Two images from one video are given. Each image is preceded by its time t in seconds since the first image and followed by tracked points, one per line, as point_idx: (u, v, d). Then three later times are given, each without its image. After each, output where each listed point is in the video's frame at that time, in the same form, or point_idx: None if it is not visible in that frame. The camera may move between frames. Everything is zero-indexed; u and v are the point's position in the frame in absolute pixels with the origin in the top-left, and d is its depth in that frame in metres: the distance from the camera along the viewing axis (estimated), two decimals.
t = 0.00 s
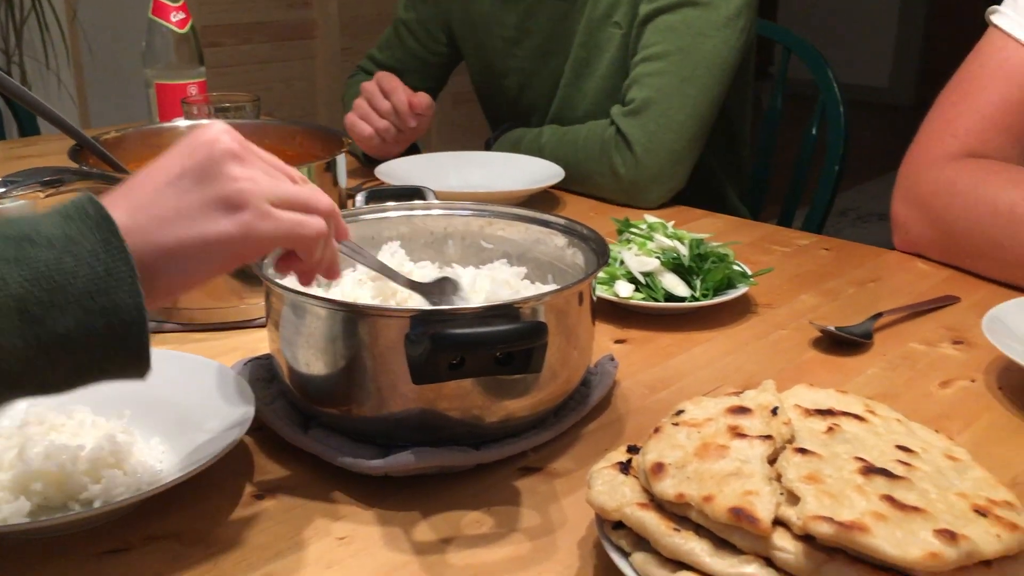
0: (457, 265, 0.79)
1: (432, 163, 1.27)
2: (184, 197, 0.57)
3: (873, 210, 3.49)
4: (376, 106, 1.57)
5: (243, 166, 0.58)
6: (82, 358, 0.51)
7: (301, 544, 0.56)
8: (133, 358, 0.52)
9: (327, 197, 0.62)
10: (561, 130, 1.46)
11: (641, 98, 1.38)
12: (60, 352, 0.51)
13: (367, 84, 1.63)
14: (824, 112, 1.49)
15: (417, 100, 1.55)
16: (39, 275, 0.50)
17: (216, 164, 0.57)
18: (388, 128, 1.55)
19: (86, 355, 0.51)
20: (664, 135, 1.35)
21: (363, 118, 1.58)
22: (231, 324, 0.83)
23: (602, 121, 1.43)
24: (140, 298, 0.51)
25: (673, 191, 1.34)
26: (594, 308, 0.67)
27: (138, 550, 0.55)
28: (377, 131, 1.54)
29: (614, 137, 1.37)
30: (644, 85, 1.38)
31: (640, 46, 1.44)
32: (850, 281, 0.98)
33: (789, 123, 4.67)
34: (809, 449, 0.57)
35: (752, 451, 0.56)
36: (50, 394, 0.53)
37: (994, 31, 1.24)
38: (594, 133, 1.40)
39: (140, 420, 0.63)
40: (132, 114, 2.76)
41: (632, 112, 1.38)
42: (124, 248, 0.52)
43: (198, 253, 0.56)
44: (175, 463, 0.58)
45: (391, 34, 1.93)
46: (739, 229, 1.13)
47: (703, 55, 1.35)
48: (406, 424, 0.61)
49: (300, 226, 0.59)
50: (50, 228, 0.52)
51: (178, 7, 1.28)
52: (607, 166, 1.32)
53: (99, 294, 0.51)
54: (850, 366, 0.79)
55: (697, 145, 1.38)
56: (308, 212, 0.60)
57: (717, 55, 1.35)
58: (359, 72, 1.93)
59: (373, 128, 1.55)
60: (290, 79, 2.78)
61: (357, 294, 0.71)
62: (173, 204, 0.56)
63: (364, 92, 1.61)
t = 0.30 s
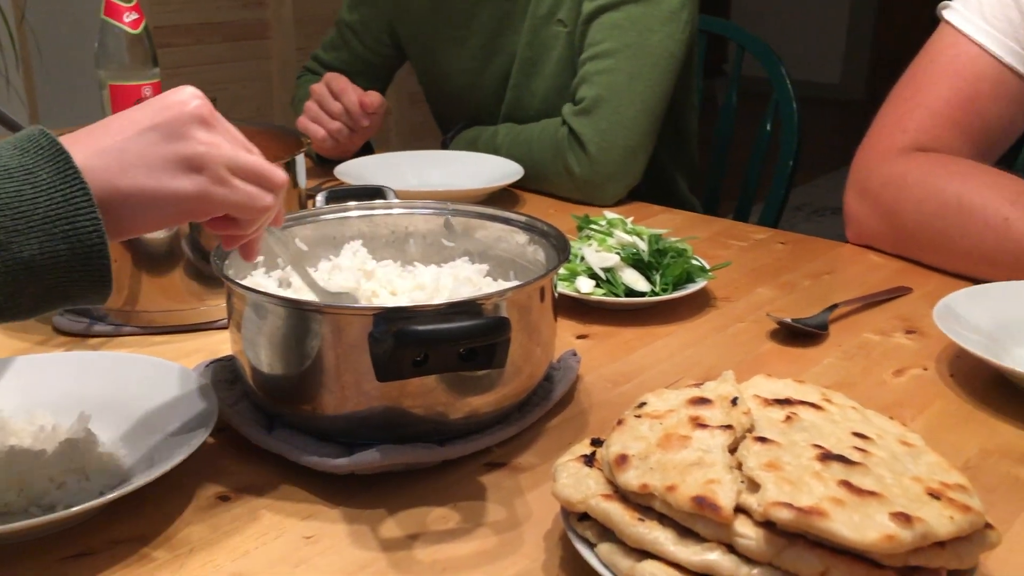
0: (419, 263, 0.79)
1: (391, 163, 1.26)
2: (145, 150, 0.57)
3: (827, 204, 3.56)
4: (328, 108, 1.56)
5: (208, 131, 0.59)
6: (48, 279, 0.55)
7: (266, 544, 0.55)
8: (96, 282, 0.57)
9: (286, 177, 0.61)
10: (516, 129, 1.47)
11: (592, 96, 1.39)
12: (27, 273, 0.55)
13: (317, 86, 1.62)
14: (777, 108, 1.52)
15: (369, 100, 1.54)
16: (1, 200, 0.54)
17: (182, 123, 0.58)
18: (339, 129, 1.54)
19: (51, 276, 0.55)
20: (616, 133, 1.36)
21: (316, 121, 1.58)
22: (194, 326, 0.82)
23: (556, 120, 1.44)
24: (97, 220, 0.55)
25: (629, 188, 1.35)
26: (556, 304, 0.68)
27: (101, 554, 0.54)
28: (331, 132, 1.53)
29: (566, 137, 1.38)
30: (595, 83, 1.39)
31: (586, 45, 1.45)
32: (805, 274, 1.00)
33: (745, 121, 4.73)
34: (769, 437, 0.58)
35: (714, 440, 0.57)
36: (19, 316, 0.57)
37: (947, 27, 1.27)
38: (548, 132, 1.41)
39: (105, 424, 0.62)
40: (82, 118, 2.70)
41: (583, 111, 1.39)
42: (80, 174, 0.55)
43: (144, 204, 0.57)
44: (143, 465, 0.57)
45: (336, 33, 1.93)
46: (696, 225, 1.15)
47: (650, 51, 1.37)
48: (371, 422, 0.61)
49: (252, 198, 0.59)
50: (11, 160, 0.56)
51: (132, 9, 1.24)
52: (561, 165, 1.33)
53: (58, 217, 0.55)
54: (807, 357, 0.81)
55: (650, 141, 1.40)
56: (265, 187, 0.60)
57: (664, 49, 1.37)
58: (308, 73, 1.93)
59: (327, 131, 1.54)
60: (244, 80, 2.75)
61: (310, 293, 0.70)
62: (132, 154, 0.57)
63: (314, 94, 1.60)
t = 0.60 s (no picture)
0: (376, 263, 0.79)
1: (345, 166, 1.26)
2: (110, 210, 0.54)
3: (776, 201, 3.64)
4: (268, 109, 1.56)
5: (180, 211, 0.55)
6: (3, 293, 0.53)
7: (228, 545, 0.55)
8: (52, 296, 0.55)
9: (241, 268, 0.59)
10: (469, 130, 1.48)
11: (541, 97, 1.40)
12: None
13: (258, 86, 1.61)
14: (726, 106, 1.55)
15: (308, 101, 1.53)
16: None
17: (157, 202, 0.54)
18: (279, 130, 1.54)
19: (8, 289, 0.53)
20: (566, 132, 1.37)
21: (256, 122, 1.57)
22: (150, 332, 0.82)
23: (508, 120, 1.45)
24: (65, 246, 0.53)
25: (583, 186, 1.37)
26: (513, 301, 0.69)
27: (61, 560, 0.53)
28: (272, 134, 1.53)
29: (518, 138, 1.39)
30: (545, 84, 1.40)
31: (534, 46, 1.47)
32: (756, 267, 1.02)
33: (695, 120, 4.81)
34: (723, 424, 0.60)
35: (670, 429, 0.58)
36: None
37: (885, 26, 1.31)
38: (501, 132, 1.42)
39: (60, 425, 0.61)
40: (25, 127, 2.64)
41: (533, 112, 1.40)
42: (51, 199, 0.52)
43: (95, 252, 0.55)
44: (98, 467, 0.57)
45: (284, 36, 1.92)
46: (650, 222, 1.17)
47: (598, 52, 1.39)
48: (331, 421, 0.61)
49: (197, 281, 0.58)
50: None
51: (78, 12, 1.24)
52: (515, 165, 1.34)
53: (24, 233, 0.52)
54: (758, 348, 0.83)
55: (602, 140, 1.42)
56: (217, 274, 0.58)
57: (612, 48, 1.40)
58: (254, 77, 1.91)
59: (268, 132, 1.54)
60: (195, 85, 2.71)
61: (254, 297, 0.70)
62: (96, 206, 0.54)
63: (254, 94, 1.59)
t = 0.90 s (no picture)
0: (329, 264, 0.80)
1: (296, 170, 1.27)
2: (60, 197, 0.53)
3: (723, 199, 3.71)
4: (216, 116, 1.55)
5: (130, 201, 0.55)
6: None
7: (187, 545, 0.56)
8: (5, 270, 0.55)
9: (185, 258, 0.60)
10: (419, 133, 1.49)
11: (491, 98, 1.42)
12: None
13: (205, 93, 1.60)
14: (672, 106, 1.59)
15: (258, 108, 1.53)
16: None
17: (109, 190, 0.53)
18: (228, 137, 1.53)
19: None
20: (516, 133, 1.39)
21: (204, 129, 1.56)
22: (101, 338, 0.81)
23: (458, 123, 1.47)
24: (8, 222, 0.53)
25: (533, 186, 1.39)
26: (466, 299, 0.70)
27: (19, 566, 0.53)
28: (221, 141, 1.52)
29: (469, 139, 1.40)
30: (493, 86, 1.42)
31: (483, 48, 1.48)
32: (703, 262, 1.05)
33: (644, 122, 4.88)
34: (671, 412, 0.62)
35: (620, 418, 0.60)
36: None
37: (821, 26, 1.36)
38: (451, 134, 1.43)
39: (19, 438, 0.60)
40: None
41: (483, 113, 1.42)
42: None
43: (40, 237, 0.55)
44: (57, 472, 0.56)
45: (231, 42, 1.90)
46: (599, 220, 1.19)
47: (545, 53, 1.42)
48: (288, 421, 0.62)
49: (142, 271, 0.59)
50: None
51: (19, 19, 1.21)
52: (465, 167, 1.36)
53: None
54: (705, 340, 0.86)
55: (551, 140, 1.44)
56: (162, 264, 0.59)
57: (559, 49, 1.42)
58: (201, 83, 1.89)
59: (217, 139, 1.53)
60: (140, 91, 2.67)
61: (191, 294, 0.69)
62: (47, 191, 0.53)
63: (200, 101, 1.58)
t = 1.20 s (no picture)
0: (289, 267, 0.81)
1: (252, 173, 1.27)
2: (17, 286, 0.51)
3: (677, 198, 3.77)
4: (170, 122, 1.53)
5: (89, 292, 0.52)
6: None
7: (152, 546, 0.56)
8: None
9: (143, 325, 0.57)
10: (375, 136, 1.50)
11: (446, 101, 1.43)
12: None
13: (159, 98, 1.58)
14: (624, 106, 1.62)
15: (211, 113, 1.51)
16: None
17: (70, 291, 0.52)
18: (183, 143, 1.52)
19: None
20: (471, 134, 1.41)
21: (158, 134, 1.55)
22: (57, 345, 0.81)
23: (414, 125, 1.48)
24: None
25: (490, 187, 1.40)
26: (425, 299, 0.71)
27: None
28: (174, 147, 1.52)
29: (425, 141, 1.41)
30: (448, 88, 1.44)
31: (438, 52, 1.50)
32: (657, 258, 1.08)
33: (599, 124, 4.92)
34: (627, 402, 0.64)
35: (578, 409, 0.62)
36: None
37: (768, 27, 1.39)
38: (407, 136, 1.44)
39: None
40: None
41: (438, 116, 1.43)
42: None
43: None
44: (19, 479, 0.56)
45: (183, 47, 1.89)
46: (555, 219, 1.21)
47: (498, 56, 1.43)
48: (250, 421, 0.62)
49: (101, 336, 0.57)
50: None
51: None
52: (422, 169, 1.37)
53: None
54: (660, 333, 0.88)
55: (506, 141, 1.45)
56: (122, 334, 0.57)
57: (512, 52, 1.44)
58: (153, 88, 1.87)
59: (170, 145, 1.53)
60: (89, 98, 2.62)
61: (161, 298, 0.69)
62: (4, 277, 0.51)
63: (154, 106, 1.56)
